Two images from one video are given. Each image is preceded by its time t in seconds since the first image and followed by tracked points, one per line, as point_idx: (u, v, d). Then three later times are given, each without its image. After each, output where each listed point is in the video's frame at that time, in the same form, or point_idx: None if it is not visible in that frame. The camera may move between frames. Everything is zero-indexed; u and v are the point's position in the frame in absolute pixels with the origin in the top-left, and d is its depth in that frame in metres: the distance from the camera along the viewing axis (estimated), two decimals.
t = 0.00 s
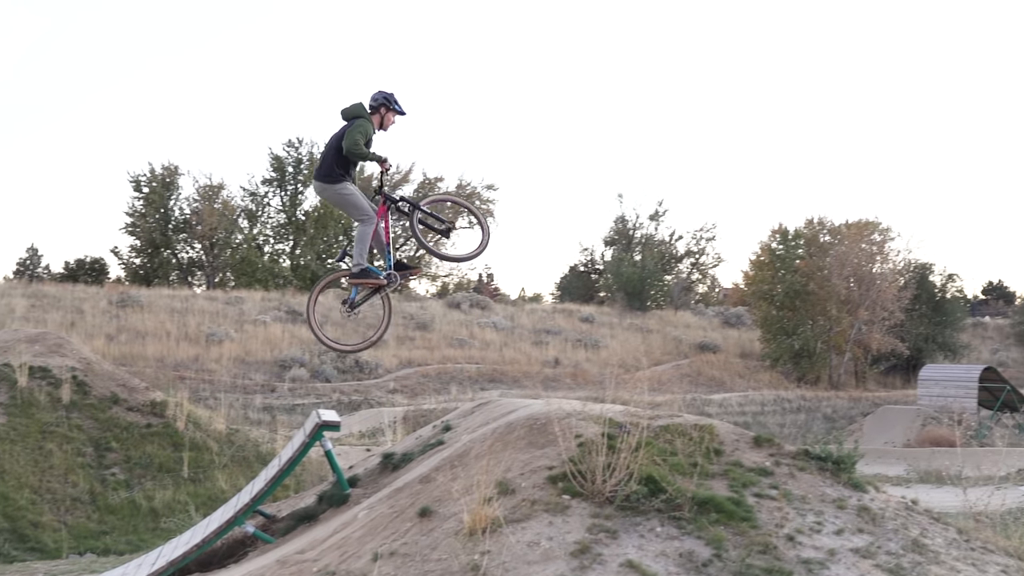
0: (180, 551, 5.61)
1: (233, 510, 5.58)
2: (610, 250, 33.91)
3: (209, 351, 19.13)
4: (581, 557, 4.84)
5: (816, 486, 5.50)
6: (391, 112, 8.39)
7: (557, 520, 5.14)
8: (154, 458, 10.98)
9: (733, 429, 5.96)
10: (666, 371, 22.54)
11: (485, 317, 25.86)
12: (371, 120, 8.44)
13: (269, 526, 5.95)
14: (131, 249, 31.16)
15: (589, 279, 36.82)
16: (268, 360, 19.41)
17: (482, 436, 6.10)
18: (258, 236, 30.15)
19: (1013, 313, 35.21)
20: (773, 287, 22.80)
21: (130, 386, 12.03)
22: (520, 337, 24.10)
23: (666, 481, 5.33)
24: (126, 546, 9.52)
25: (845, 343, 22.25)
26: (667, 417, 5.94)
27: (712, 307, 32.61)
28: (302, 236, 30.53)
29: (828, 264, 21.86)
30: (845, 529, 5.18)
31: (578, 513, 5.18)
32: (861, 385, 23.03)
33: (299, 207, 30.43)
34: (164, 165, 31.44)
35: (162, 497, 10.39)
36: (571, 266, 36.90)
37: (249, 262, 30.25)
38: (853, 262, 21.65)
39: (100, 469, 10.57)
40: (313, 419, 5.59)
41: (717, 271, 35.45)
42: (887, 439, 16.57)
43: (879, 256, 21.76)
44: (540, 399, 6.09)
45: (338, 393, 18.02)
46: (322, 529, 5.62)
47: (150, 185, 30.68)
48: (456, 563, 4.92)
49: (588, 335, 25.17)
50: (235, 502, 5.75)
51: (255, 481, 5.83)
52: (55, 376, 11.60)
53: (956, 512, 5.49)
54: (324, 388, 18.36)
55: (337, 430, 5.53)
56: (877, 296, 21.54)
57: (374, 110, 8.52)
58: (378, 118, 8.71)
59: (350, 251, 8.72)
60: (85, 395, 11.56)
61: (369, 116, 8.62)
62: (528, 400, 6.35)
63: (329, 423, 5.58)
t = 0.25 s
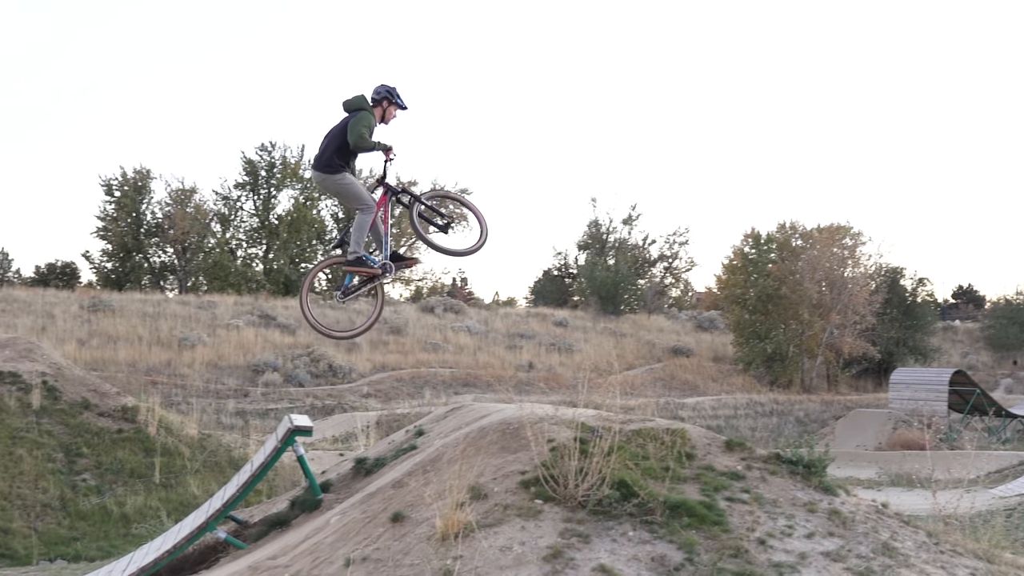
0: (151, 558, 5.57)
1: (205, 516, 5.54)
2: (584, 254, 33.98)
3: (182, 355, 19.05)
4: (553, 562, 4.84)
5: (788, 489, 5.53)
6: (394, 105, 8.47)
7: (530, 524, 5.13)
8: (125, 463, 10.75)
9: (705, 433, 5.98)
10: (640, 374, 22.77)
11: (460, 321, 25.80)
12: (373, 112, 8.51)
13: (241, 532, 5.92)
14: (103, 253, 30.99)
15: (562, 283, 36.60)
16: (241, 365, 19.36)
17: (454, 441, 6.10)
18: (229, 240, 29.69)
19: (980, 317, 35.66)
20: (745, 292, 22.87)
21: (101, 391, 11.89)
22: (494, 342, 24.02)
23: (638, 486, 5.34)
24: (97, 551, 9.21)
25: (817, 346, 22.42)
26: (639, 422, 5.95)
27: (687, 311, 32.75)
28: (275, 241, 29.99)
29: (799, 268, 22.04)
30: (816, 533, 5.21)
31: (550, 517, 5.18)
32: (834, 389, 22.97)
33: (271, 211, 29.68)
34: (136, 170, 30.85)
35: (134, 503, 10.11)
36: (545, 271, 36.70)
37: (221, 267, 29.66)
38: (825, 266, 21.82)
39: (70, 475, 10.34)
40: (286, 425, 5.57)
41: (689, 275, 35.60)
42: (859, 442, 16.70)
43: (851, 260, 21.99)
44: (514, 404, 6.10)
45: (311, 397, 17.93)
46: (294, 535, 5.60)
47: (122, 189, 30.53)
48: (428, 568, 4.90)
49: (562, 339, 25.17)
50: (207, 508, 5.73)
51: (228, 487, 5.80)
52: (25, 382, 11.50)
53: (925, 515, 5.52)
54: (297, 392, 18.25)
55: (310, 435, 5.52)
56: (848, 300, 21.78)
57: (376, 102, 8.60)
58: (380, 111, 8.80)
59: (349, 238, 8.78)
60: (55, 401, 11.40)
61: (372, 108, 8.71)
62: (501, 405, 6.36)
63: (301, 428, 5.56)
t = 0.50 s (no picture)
0: (123, 564, 5.54)
1: (178, 522, 5.52)
2: (560, 257, 33.93)
3: (156, 360, 18.93)
4: (528, 565, 4.83)
5: (761, 493, 5.55)
6: (400, 101, 8.67)
7: (504, 528, 5.13)
8: (98, 468, 10.61)
9: (680, 436, 5.99)
10: (616, 378, 22.85)
11: (436, 323, 25.70)
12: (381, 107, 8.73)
13: (215, 536, 5.91)
14: (78, 256, 30.72)
15: (539, 287, 36.34)
16: (216, 368, 19.24)
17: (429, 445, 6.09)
18: (204, 243, 29.67)
19: (952, 320, 35.99)
20: (720, 295, 22.84)
21: (74, 395, 11.72)
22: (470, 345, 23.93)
23: (613, 489, 5.35)
24: (70, 557, 9.09)
25: (792, 350, 22.51)
26: (614, 425, 5.96)
27: (663, 314, 32.85)
28: (250, 244, 29.91)
29: (775, 272, 22.19)
30: (790, 536, 5.22)
31: (525, 521, 5.18)
32: (807, 392, 23.21)
33: (247, 214, 29.69)
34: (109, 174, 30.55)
35: (107, 509, 9.99)
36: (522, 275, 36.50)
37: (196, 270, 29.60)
38: (800, 269, 22.00)
39: (43, 480, 10.16)
40: (260, 429, 5.56)
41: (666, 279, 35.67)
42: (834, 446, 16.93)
43: (825, 264, 22.16)
44: (488, 408, 6.09)
45: (286, 401, 17.85)
46: (269, 539, 5.59)
47: (96, 193, 30.23)
48: (402, 572, 4.89)
49: (538, 342, 25.13)
50: (181, 512, 5.70)
51: (202, 491, 5.78)
52: None
53: (897, 517, 5.55)
54: (272, 396, 18.15)
55: (284, 439, 5.51)
56: (823, 304, 21.89)
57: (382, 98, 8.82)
58: (384, 107, 8.99)
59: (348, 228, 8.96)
60: (27, 405, 11.20)
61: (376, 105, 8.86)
62: (477, 408, 6.35)
63: (275, 433, 5.54)
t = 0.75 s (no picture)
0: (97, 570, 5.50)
1: (152, 527, 5.49)
2: (536, 261, 33.87)
3: (131, 365, 18.84)
4: (503, 569, 4.83)
5: (736, 495, 5.57)
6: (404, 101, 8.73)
7: (479, 532, 5.12)
8: (72, 473, 10.21)
9: (654, 439, 6.01)
10: (593, 379, 22.88)
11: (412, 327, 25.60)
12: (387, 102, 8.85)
13: (190, 542, 5.88)
14: (51, 260, 30.43)
15: (514, 289, 36.21)
16: (191, 372, 19.17)
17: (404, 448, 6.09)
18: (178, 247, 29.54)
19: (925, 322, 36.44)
20: (696, 298, 22.92)
21: (47, 400, 11.52)
22: (446, 348, 23.87)
23: (588, 492, 5.35)
24: (44, 563, 8.57)
25: (767, 352, 22.58)
26: (589, 428, 5.97)
27: (639, 317, 32.94)
28: (226, 247, 29.61)
29: (750, 275, 22.22)
30: (764, 538, 5.24)
31: (500, 525, 5.17)
32: (782, 394, 23.62)
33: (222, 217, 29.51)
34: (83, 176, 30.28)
35: (82, 514, 9.52)
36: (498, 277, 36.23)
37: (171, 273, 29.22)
38: (775, 272, 22.06)
39: (15, 486, 9.68)
40: (234, 434, 5.54)
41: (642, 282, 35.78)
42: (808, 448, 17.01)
43: (800, 267, 22.20)
44: (464, 411, 6.09)
45: (262, 405, 17.78)
46: (243, 544, 5.56)
47: (70, 196, 29.95)
48: None
49: (514, 345, 25.08)
50: (155, 518, 5.67)
51: (176, 497, 5.74)
52: None
53: (871, 518, 5.59)
54: (248, 400, 18.08)
55: (259, 444, 5.50)
56: (797, 306, 21.99)
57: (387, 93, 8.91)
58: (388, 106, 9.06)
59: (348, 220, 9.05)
60: None
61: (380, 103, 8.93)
62: (452, 412, 6.35)
63: (250, 437, 5.53)
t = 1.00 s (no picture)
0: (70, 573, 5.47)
1: (128, 530, 5.47)
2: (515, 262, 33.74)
3: (107, 367, 18.76)
4: (480, 570, 4.83)
5: (712, 495, 5.59)
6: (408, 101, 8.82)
7: (457, 533, 5.12)
8: (47, 477, 10.02)
9: (631, 440, 6.04)
10: (571, 382, 22.82)
11: (389, 329, 25.52)
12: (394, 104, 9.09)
13: (166, 544, 5.86)
14: (26, 263, 30.18)
15: (492, 291, 36.18)
16: (167, 376, 19.16)
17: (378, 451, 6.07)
18: (154, 249, 29.45)
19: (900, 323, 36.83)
20: (674, 299, 22.98)
21: (20, 404, 11.39)
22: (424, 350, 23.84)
23: (565, 493, 5.36)
24: (17, 567, 8.20)
25: (745, 353, 22.67)
26: (567, 429, 5.99)
27: (616, 319, 33.07)
28: (201, 249, 29.55)
29: (727, 276, 22.24)
30: (740, 537, 5.26)
31: (478, 526, 5.17)
32: (759, 395, 23.75)
33: (199, 220, 29.47)
34: (58, 178, 30.19)
35: (56, 518, 9.20)
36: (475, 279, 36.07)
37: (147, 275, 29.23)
38: (751, 274, 22.16)
39: None
40: (209, 436, 5.54)
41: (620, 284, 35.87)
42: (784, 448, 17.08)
43: (776, 268, 22.41)
44: (441, 413, 6.10)
45: (239, 406, 17.74)
46: (220, 546, 5.55)
47: (45, 199, 29.80)
48: None
49: (492, 346, 25.10)
50: (131, 521, 5.64)
51: (152, 499, 5.73)
52: None
53: (847, 518, 5.62)
54: (226, 403, 18.04)
55: (235, 446, 5.50)
56: (775, 307, 22.08)
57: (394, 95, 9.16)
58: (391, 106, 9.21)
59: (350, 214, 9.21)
60: None
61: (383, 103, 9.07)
62: (429, 413, 6.36)
63: (227, 439, 5.52)
